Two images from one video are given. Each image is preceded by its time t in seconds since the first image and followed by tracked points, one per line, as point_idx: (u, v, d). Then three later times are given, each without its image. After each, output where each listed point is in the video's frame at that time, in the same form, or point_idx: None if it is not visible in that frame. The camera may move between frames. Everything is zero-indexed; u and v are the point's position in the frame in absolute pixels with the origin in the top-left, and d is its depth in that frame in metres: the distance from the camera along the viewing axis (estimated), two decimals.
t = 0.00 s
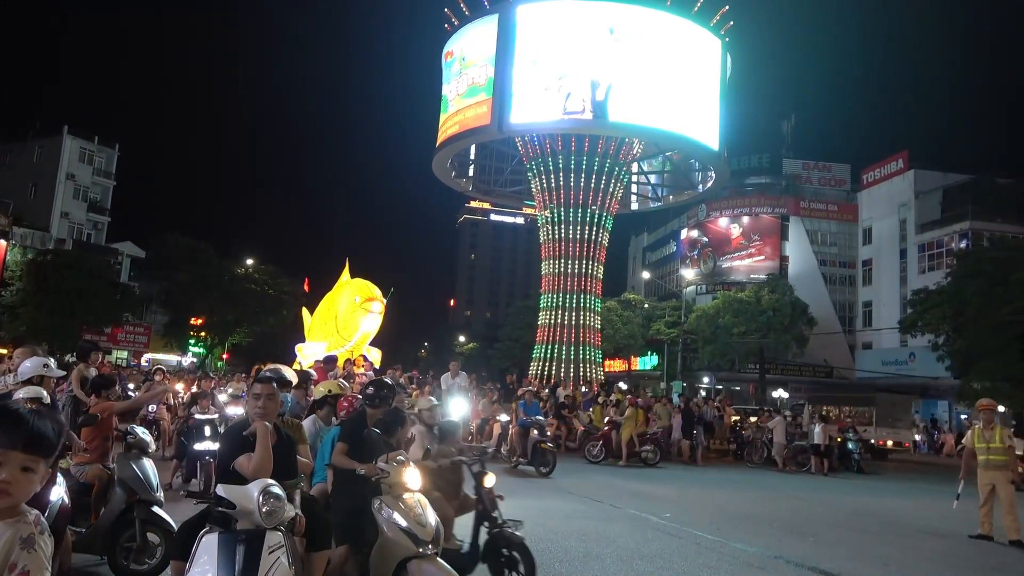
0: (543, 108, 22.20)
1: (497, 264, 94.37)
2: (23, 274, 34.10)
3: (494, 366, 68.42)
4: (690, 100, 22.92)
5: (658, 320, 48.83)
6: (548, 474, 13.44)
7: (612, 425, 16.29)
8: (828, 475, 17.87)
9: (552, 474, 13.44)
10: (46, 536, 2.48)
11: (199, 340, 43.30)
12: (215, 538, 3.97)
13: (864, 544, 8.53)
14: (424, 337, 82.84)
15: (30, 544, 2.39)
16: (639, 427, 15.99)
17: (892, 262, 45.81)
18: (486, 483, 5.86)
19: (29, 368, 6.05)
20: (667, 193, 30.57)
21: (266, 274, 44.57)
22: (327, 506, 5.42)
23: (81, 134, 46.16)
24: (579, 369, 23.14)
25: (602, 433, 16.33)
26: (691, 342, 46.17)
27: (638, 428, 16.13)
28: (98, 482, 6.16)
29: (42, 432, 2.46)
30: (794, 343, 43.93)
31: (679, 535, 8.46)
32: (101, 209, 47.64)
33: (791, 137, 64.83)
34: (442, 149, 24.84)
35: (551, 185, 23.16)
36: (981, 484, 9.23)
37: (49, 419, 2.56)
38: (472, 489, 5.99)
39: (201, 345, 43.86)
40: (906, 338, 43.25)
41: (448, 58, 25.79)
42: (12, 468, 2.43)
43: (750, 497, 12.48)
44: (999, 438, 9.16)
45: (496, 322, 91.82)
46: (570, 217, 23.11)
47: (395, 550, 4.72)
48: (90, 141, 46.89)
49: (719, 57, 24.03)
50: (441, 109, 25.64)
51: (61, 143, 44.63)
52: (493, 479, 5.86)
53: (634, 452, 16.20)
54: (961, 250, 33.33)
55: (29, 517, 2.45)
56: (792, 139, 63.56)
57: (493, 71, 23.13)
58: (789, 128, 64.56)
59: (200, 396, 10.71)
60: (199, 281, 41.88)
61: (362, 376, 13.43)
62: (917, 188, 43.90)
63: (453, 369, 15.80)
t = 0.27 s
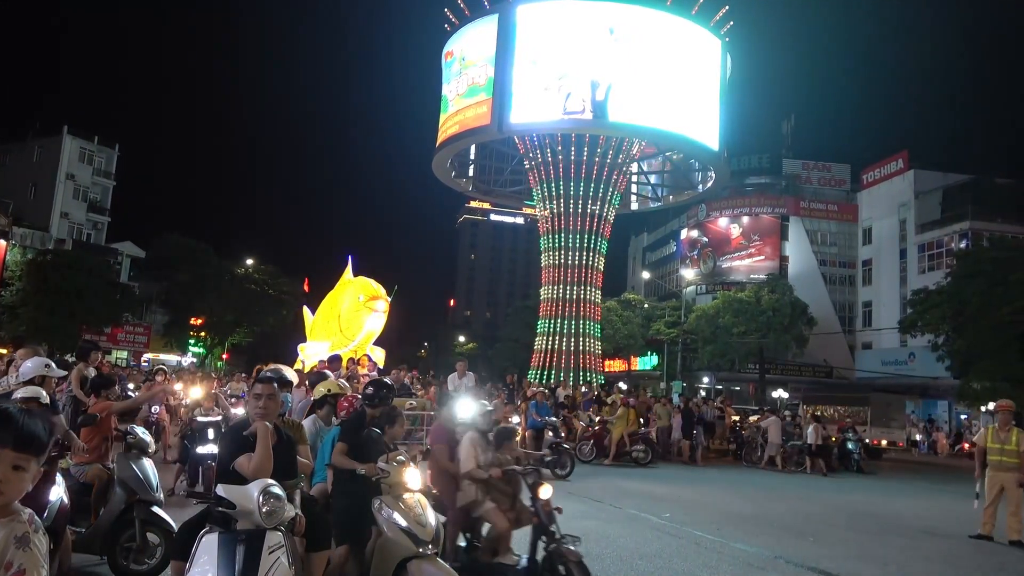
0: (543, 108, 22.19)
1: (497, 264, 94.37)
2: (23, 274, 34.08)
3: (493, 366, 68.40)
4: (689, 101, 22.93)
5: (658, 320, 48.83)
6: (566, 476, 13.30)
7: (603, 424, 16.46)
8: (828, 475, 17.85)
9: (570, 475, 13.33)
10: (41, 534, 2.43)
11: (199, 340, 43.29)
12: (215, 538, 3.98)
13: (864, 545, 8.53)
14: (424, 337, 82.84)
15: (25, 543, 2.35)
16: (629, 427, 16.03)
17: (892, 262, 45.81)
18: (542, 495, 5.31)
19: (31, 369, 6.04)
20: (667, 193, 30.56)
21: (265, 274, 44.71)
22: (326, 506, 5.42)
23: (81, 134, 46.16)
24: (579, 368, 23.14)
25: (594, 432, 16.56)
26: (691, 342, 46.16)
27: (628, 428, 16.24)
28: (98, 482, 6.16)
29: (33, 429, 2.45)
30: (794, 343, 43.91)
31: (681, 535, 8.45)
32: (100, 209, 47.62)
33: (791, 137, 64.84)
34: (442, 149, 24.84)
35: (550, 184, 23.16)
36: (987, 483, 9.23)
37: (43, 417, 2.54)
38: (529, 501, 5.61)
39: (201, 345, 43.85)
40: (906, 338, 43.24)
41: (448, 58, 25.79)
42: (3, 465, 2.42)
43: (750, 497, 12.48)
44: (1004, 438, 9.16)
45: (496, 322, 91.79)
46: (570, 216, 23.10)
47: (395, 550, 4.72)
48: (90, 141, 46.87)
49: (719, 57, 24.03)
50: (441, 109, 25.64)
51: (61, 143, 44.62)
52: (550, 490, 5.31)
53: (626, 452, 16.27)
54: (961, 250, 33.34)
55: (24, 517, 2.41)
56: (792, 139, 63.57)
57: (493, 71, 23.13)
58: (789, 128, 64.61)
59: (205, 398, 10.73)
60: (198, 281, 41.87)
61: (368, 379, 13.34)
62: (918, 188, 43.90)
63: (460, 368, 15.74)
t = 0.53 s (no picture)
0: (543, 108, 22.19)
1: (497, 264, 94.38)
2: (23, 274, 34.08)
3: (494, 366, 68.42)
4: (690, 101, 22.94)
5: (658, 320, 48.83)
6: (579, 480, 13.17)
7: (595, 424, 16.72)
8: (828, 475, 17.85)
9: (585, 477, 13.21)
10: (37, 533, 2.42)
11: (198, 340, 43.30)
12: (215, 538, 3.98)
13: (864, 544, 8.55)
14: (424, 337, 82.81)
15: (21, 543, 2.34)
16: (620, 426, 16.37)
17: (892, 262, 45.82)
18: (602, 509, 5.13)
19: (32, 369, 6.04)
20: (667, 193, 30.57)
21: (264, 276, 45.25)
22: (326, 507, 5.42)
23: (81, 134, 46.16)
24: (579, 368, 23.13)
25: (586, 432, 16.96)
26: (691, 343, 46.18)
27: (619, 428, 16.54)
28: (98, 482, 6.15)
29: (27, 428, 2.45)
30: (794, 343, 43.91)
31: (682, 535, 8.45)
32: (100, 209, 47.64)
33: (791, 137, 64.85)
34: (442, 149, 24.83)
35: (550, 184, 23.14)
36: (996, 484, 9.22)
37: (38, 416, 2.54)
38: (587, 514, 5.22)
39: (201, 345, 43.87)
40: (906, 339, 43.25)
41: (448, 58, 25.79)
42: None
43: (750, 497, 12.48)
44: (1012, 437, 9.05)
45: (496, 322, 91.78)
46: (570, 216, 23.07)
47: (394, 550, 4.72)
48: (90, 141, 46.88)
49: (719, 57, 24.03)
50: (441, 109, 25.64)
51: (60, 143, 44.62)
52: (611, 503, 5.13)
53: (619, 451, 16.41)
54: (961, 250, 33.36)
55: (19, 515, 2.40)
56: (792, 140, 63.58)
57: (493, 71, 23.13)
58: (788, 128, 64.63)
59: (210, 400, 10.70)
60: (198, 281, 41.88)
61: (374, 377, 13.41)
62: (917, 188, 43.90)
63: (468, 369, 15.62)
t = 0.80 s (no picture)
0: (543, 108, 22.19)
1: (497, 264, 94.36)
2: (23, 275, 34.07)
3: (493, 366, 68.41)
4: (690, 101, 22.94)
5: (658, 320, 48.84)
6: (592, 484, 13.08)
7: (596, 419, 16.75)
8: (828, 475, 17.86)
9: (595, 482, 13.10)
10: (38, 534, 2.43)
11: (199, 340, 43.28)
12: (215, 538, 3.98)
13: (864, 544, 8.55)
14: (425, 337, 82.81)
15: (22, 543, 2.35)
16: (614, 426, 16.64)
17: (892, 262, 45.82)
18: (671, 525, 4.69)
19: (34, 369, 6.05)
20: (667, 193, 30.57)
21: (265, 275, 45.05)
22: (326, 507, 5.42)
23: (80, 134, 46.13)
24: (579, 369, 23.14)
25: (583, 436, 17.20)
26: (691, 342, 46.14)
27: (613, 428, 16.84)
28: (97, 482, 6.14)
29: (27, 426, 2.46)
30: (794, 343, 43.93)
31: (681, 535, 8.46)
32: (100, 209, 47.59)
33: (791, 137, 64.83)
34: (442, 149, 24.83)
35: (550, 185, 23.11)
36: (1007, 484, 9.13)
37: (37, 417, 2.54)
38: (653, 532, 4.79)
39: (202, 345, 43.87)
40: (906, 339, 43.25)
41: (448, 58, 25.79)
42: None
43: (749, 497, 12.49)
44: (1021, 436, 8.70)
45: (496, 322, 91.79)
46: (570, 217, 23.03)
47: (395, 550, 4.72)
48: (90, 141, 46.85)
49: (719, 57, 24.03)
50: (441, 109, 25.64)
51: (60, 143, 44.59)
52: (682, 520, 4.68)
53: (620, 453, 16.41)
54: (961, 250, 33.38)
55: (19, 516, 2.40)
56: (792, 140, 63.57)
57: (493, 71, 23.13)
58: (789, 128, 64.65)
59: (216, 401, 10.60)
60: (198, 281, 41.90)
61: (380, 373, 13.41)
62: (918, 188, 43.90)
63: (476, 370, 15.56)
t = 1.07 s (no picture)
0: (543, 108, 22.20)
1: (497, 263, 94.32)
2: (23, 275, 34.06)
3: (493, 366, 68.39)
4: (689, 101, 22.96)
5: (658, 320, 48.82)
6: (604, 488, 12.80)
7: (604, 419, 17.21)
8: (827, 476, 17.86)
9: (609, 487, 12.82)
10: (43, 535, 2.44)
11: (199, 340, 43.27)
12: (216, 539, 3.98)
13: (863, 544, 8.54)
14: (425, 337, 82.81)
15: (27, 544, 2.35)
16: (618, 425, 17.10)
17: (892, 262, 45.81)
18: (757, 548, 4.51)
19: (34, 368, 6.05)
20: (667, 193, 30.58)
21: (265, 275, 45.02)
22: (325, 506, 5.43)
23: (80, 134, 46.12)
24: (579, 369, 23.14)
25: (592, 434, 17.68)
26: (691, 342, 46.12)
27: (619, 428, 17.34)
28: (97, 482, 6.15)
29: (32, 426, 2.48)
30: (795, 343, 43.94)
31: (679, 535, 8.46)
32: (100, 209, 47.57)
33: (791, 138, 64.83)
34: (442, 149, 24.84)
35: (550, 185, 23.11)
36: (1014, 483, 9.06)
37: (41, 416, 2.55)
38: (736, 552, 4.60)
39: (202, 345, 43.87)
40: (906, 339, 43.25)
41: (448, 58, 25.79)
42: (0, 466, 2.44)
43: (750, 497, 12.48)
44: None
45: (496, 322, 91.77)
46: (570, 217, 23.02)
47: (394, 550, 4.72)
48: (90, 141, 46.84)
49: (719, 57, 24.04)
50: (441, 109, 25.65)
51: (60, 143, 44.59)
52: (770, 543, 4.51)
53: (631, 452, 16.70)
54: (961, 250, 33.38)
55: (25, 517, 2.41)
56: (792, 140, 63.58)
57: (493, 71, 23.13)
58: (789, 129, 64.65)
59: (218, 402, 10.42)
60: (198, 281, 41.91)
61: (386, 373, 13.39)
62: (918, 188, 43.90)
63: (486, 371, 15.47)
